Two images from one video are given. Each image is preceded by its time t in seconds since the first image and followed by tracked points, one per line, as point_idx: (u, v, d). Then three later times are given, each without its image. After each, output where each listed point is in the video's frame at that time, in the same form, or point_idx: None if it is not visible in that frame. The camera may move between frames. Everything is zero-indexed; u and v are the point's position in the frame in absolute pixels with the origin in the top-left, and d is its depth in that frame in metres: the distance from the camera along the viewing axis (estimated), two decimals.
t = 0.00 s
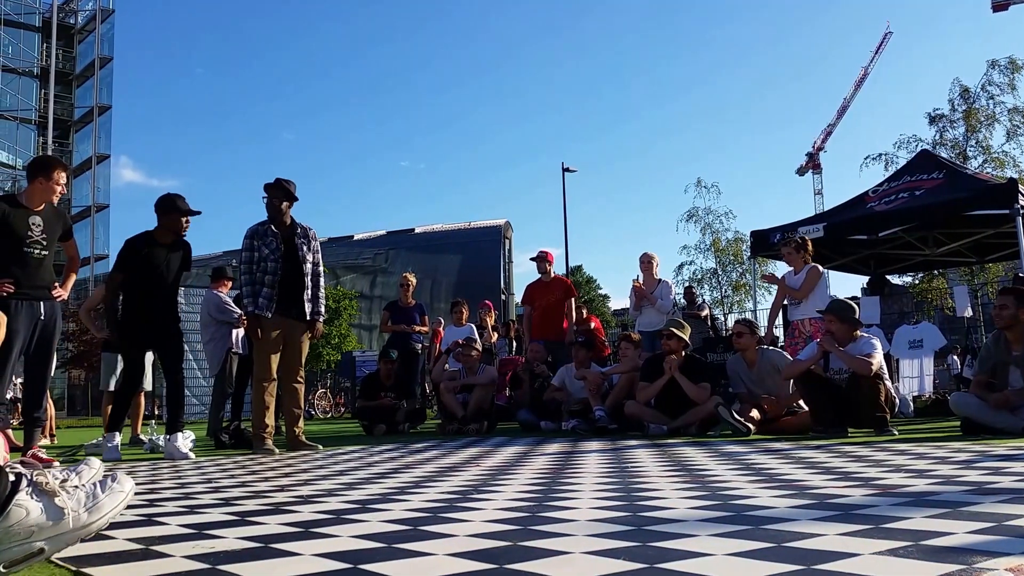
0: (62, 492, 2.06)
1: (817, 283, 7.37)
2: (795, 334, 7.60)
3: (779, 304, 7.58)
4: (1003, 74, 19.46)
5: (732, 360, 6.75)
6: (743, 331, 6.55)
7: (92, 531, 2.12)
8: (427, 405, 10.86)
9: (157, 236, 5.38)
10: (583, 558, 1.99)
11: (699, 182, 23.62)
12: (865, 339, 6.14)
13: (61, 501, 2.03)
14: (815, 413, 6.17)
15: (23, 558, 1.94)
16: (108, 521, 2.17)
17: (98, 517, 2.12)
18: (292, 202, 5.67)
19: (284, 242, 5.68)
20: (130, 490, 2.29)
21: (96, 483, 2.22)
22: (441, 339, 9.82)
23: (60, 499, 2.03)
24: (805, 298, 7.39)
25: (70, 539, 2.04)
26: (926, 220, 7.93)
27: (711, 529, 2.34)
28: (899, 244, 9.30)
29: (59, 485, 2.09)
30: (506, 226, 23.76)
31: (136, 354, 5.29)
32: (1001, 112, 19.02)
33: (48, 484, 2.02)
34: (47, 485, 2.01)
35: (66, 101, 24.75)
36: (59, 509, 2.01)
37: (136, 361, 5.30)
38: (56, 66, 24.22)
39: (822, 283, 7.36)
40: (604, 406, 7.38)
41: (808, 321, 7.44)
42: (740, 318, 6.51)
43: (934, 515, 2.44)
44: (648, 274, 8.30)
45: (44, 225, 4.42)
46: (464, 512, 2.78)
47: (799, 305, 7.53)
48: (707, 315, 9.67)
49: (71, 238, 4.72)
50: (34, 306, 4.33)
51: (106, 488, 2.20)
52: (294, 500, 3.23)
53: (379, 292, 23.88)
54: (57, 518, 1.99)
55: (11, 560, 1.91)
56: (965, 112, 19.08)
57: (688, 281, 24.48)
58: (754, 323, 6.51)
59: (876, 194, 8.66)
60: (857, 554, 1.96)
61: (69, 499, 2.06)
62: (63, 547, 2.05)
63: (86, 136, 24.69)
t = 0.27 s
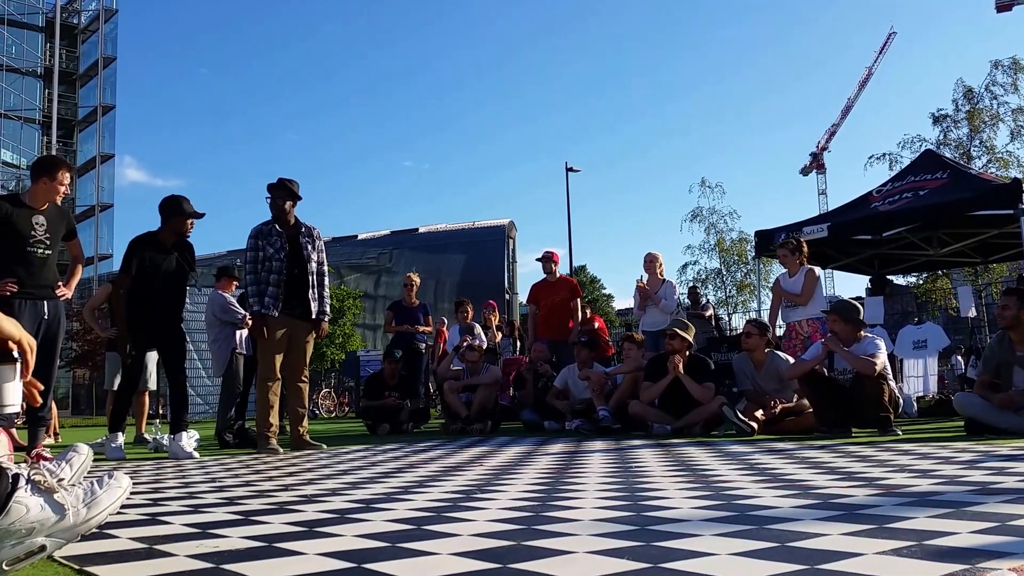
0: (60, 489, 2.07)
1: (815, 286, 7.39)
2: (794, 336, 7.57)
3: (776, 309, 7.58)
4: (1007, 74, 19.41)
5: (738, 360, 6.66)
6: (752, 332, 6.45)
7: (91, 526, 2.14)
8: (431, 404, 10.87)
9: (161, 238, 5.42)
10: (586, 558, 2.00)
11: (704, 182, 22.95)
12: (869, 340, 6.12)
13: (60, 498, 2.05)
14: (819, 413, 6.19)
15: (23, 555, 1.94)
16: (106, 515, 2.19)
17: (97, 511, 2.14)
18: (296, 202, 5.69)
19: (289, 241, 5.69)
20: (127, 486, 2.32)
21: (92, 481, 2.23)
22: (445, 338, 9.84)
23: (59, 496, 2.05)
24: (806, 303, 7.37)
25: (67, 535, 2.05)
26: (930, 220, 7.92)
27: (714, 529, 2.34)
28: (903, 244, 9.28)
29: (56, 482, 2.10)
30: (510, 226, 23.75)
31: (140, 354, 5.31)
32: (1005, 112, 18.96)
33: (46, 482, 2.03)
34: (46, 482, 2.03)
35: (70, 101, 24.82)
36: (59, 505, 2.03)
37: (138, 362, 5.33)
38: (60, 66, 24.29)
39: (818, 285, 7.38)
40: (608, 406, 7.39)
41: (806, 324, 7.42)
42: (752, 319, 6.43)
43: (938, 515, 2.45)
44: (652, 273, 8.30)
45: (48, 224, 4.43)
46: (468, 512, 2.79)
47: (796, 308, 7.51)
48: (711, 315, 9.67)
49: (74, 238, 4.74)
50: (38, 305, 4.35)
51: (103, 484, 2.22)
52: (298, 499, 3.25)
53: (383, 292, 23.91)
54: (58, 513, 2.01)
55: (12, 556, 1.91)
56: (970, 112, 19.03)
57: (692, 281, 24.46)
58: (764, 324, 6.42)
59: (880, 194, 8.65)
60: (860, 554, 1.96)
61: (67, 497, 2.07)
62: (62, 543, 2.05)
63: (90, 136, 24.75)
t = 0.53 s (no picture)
0: (65, 490, 2.08)
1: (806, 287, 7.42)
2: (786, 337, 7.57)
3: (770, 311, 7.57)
4: (1012, 74, 19.36)
5: (747, 359, 6.64)
6: (762, 334, 6.47)
7: (96, 527, 2.16)
8: (434, 404, 10.88)
9: (147, 238, 5.41)
10: (590, 557, 2.00)
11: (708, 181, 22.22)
12: (874, 339, 6.12)
13: (65, 498, 2.06)
14: (824, 413, 6.16)
15: (27, 554, 1.95)
16: (111, 516, 2.21)
17: (102, 512, 2.16)
18: (299, 202, 5.71)
19: (293, 241, 5.71)
20: (132, 488, 2.34)
21: (96, 482, 2.25)
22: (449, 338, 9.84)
23: (65, 495, 2.06)
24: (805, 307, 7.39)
25: (71, 535, 2.07)
26: (934, 220, 7.91)
27: (717, 529, 2.35)
28: (907, 244, 9.27)
29: (62, 482, 2.12)
30: (513, 226, 23.74)
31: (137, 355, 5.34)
32: (1010, 112, 18.91)
33: (52, 481, 2.05)
34: (52, 482, 2.04)
35: (74, 100, 24.89)
36: (65, 504, 2.05)
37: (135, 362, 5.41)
38: (64, 65, 24.36)
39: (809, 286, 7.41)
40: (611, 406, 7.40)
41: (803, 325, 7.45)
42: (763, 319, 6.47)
43: (942, 515, 2.44)
44: (656, 273, 8.29)
45: (52, 224, 4.45)
46: (472, 511, 2.79)
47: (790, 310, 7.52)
48: (715, 315, 9.66)
49: (78, 237, 4.74)
50: (42, 304, 4.36)
51: (108, 485, 2.25)
52: (302, 498, 3.25)
53: (387, 292, 23.95)
54: (64, 513, 2.03)
55: (16, 555, 1.91)
56: (974, 111, 18.99)
57: (696, 281, 24.45)
58: (774, 325, 6.41)
59: (884, 194, 8.64)
60: (864, 554, 1.96)
61: (72, 497, 2.09)
62: (66, 542, 2.06)
63: (94, 135, 24.80)
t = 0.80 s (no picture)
0: (67, 487, 2.11)
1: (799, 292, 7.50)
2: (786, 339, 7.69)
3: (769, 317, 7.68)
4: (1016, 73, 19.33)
5: (754, 359, 6.57)
6: (772, 333, 6.42)
7: (98, 523, 2.19)
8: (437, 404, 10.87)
9: (153, 238, 5.43)
10: (592, 557, 2.00)
11: (710, 181, 21.57)
12: (878, 339, 6.11)
13: (67, 495, 2.08)
14: (827, 413, 6.16)
15: (31, 552, 1.95)
16: (112, 513, 2.24)
17: (105, 508, 2.20)
18: (305, 201, 5.72)
19: (298, 240, 5.71)
20: (133, 483, 2.40)
21: (97, 478, 2.28)
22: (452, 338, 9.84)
23: (66, 493, 2.08)
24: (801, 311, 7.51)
25: (76, 531, 2.09)
26: (937, 219, 7.89)
27: (720, 529, 2.35)
28: (910, 243, 9.25)
29: (63, 480, 2.14)
30: (516, 225, 23.75)
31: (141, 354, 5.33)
32: (1014, 111, 18.88)
33: (53, 479, 2.07)
34: (53, 480, 2.06)
35: (78, 100, 24.94)
36: (67, 502, 2.07)
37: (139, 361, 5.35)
38: (68, 65, 24.41)
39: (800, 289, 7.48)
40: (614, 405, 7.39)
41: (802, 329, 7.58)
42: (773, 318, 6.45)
43: (945, 515, 2.44)
44: (659, 273, 8.29)
45: (55, 224, 4.46)
46: (474, 511, 2.79)
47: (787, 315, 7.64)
48: (717, 314, 9.66)
49: (82, 237, 4.75)
50: (45, 304, 4.37)
51: (109, 481, 2.28)
52: (304, 498, 3.25)
53: (390, 291, 23.98)
54: (67, 510, 2.06)
55: (21, 554, 1.91)
56: (978, 110, 18.96)
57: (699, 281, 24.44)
58: (784, 325, 6.38)
59: (887, 194, 8.63)
60: (868, 554, 1.96)
61: (74, 493, 2.11)
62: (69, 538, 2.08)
63: (98, 135, 24.84)
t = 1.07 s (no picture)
0: (63, 482, 2.08)
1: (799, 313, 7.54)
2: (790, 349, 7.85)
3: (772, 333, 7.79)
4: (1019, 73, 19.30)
5: (756, 359, 6.57)
6: (774, 333, 6.45)
7: (97, 515, 2.16)
8: (439, 404, 10.87)
9: (174, 241, 5.43)
10: (594, 557, 2.00)
11: (710, 182, 22.87)
12: (880, 339, 6.10)
13: (63, 491, 2.06)
14: (828, 413, 6.17)
15: (33, 549, 1.97)
16: (112, 504, 2.21)
17: (102, 500, 2.15)
18: (315, 207, 5.71)
19: (307, 246, 5.70)
20: (131, 473, 2.33)
21: (94, 471, 2.25)
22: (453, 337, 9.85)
23: (62, 489, 2.06)
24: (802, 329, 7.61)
25: (73, 526, 2.07)
26: (939, 220, 7.89)
27: (722, 529, 2.34)
28: (912, 243, 9.23)
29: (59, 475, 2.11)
30: (518, 225, 23.77)
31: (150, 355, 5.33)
32: (1017, 111, 18.86)
33: (47, 475, 2.05)
34: (48, 476, 2.04)
35: (80, 100, 24.97)
36: (63, 498, 2.05)
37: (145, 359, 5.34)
38: (70, 64, 24.44)
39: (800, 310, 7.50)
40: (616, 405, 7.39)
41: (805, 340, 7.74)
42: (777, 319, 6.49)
43: (947, 515, 2.44)
44: (660, 272, 8.29)
45: (57, 224, 4.46)
46: (475, 511, 2.79)
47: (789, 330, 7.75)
48: (719, 314, 9.66)
49: (84, 237, 4.76)
50: (47, 304, 4.37)
51: (106, 473, 2.24)
52: (306, 498, 3.25)
53: (391, 291, 23.99)
54: (62, 506, 2.03)
55: (22, 551, 1.93)
56: (981, 111, 18.94)
57: (700, 281, 24.43)
58: (787, 324, 6.39)
59: (889, 194, 8.62)
60: (870, 554, 1.96)
61: (70, 488, 2.08)
62: (69, 534, 2.07)
63: (100, 135, 24.86)
